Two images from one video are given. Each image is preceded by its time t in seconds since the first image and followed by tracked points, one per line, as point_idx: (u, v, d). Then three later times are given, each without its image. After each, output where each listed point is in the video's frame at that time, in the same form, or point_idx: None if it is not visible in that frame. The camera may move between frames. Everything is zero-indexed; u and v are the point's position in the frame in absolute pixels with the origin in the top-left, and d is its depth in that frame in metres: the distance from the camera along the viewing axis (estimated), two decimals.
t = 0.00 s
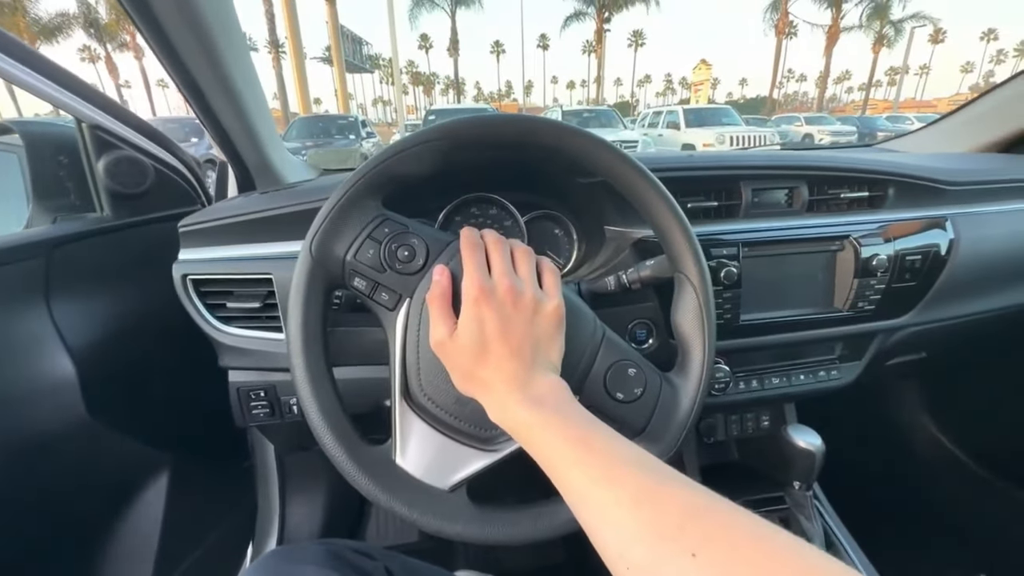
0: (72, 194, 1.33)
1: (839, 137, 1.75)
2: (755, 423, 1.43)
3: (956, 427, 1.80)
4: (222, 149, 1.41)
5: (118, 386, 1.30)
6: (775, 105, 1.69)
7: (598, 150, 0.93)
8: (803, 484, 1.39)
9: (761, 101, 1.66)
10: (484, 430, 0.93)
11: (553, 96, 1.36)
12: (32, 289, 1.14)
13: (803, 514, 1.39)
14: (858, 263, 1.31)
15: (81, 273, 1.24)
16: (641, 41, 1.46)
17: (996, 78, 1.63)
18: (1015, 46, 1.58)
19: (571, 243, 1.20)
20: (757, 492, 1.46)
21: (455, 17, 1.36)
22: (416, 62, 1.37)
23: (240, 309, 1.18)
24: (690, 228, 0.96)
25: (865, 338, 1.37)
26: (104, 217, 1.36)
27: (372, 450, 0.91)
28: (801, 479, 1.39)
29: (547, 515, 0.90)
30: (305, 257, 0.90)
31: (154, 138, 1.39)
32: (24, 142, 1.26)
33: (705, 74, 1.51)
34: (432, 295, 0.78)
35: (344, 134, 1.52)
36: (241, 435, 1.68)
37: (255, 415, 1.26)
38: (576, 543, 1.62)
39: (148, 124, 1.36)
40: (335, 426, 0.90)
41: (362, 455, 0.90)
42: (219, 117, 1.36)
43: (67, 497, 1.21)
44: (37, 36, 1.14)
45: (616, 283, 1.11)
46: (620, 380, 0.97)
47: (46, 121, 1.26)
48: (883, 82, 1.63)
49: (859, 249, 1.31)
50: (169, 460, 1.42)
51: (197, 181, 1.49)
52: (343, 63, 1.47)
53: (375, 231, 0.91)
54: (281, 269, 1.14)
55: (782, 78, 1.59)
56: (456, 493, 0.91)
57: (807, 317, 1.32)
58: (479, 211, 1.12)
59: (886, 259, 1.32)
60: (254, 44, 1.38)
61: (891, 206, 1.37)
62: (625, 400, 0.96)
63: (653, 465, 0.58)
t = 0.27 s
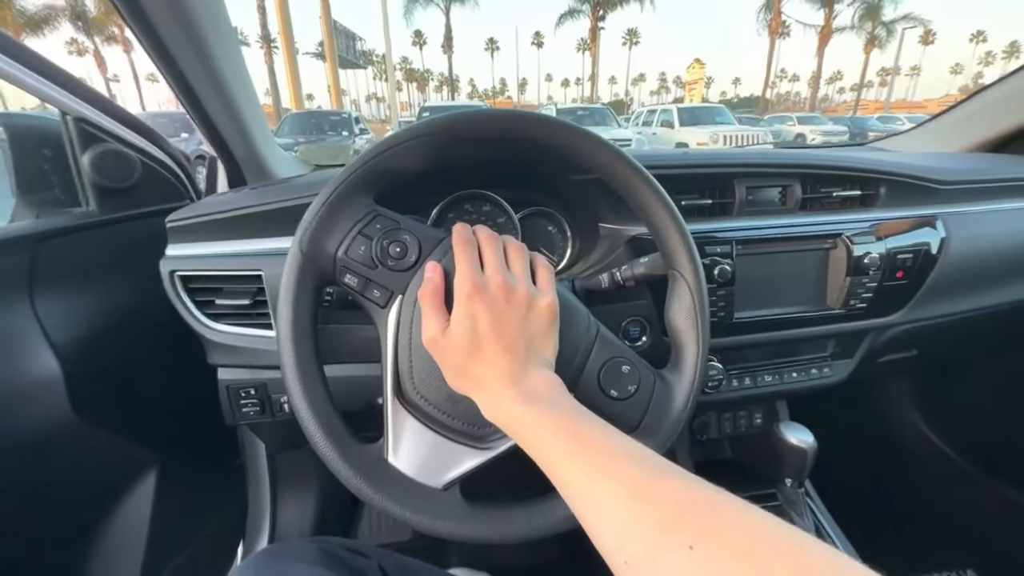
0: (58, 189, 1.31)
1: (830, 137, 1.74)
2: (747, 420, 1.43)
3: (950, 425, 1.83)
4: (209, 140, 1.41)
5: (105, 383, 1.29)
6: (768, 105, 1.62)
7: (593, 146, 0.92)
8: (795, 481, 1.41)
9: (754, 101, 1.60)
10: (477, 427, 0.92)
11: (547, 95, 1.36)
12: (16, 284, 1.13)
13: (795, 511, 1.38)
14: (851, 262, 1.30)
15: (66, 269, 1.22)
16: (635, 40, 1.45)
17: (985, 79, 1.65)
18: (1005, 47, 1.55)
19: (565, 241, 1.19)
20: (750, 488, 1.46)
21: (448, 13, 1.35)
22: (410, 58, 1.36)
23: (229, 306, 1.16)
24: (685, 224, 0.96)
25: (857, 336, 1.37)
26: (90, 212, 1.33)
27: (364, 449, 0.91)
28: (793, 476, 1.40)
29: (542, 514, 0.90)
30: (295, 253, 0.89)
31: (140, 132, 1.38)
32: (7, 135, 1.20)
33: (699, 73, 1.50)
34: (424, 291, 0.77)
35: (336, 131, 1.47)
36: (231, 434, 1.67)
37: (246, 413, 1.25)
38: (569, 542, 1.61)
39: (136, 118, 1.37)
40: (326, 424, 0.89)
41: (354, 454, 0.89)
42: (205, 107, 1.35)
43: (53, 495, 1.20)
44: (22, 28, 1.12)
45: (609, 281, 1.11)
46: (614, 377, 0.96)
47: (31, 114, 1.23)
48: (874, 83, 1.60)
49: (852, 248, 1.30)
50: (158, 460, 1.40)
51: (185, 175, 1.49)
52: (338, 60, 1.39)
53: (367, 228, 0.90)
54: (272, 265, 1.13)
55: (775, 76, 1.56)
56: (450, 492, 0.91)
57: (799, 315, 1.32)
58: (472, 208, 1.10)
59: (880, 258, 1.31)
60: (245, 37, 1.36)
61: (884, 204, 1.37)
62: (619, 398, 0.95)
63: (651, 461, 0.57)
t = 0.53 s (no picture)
0: (47, 182, 1.31)
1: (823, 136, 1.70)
2: (740, 418, 1.43)
3: (935, 420, 1.83)
4: (202, 135, 1.41)
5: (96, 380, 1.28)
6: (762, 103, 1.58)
7: (589, 145, 0.92)
8: (786, 477, 1.40)
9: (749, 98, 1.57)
10: (472, 426, 0.92)
11: (543, 89, 1.35)
12: (8, 280, 1.12)
13: (784, 507, 1.40)
14: (844, 261, 1.31)
15: (58, 265, 1.22)
16: (632, 36, 1.45)
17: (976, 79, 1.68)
18: (996, 47, 1.57)
19: (561, 238, 1.18)
20: (742, 484, 1.48)
21: (445, 9, 1.35)
22: (405, 52, 1.35)
23: (225, 303, 1.16)
24: (680, 223, 0.96)
25: (848, 335, 1.37)
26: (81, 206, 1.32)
27: (360, 448, 0.91)
28: (784, 473, 1.40)
29: (536, 511, 0.90)
30: (291, 250, 0.89)
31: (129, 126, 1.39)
32: None
33: (695, 70, 1.52)
34: (421, 290, 0.78)
35: (331, 125, 1.46)
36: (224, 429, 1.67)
37: (239, 410, 1.25)
38: (564, 539, 1.61)
39: (126, 111, 1.37)
40: (322, 422, 0.90)
41: (350, 451, 0.90)
42: (200, 103, 1.35)
43: (45, 491, 1.20)
44: (11, 18, 1.14)
45: (605, 279, 1.12)
46: (609, 376, 0.96)
47: (20, 105, 1.22)
48: (868, 81, 1.62)
49: (844, 247, 1.31)
50: (151, 457, 1.40)
51: (177, 169, 1.50)
52: (332, 53, 1.37)
53: (362, 225, 0.90)
54: (267, 262, 1.13)
55: (771, 74, 1.53)
56: (445, 489, 0.91)
57: (792, 314, 1.33)
58: (469, 205, 1.10)
59: (870, 258, 1.32)
60: (239, 29, 1.36)
61: (876, 204, 1.38)
62: (614, 396, 0.96)
63: (646, 459, 0.57)
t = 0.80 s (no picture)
0: (19, 175, 1.29)
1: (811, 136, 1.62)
2: (726, 420, 1.43)
3: (913, 422, 1.86)
4: (180, 125, 1.36)
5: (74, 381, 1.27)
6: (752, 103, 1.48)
7: (580, 147, 0.91)
8: (773, 479, 1.40)
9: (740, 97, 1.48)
10: (458, 432, 0.91)
11: (535, 85, 1.32)
12: None
13: (772, 508, 1.40)
14: (832, 264, 1.31)
15: (31, 266, 1.20)
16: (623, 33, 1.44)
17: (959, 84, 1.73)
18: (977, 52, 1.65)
19: (551, 239, 1.15)
20: (728, 485, 1.46)
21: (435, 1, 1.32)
22: (396, 44, 1.33)
23: (206, 303, 1.14)
24: (671, 226, 0.95)
25: (834, 337, 1.37)
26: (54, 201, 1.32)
27: (344, 453, 0.90)
28: (771, 475, 1.40)
29: (521, 520, 0.90)
30: (274, 251, 0.87)
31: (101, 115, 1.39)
32: None
33: (684, 69, 1.45)
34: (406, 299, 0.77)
35: (319, 119, 1.33)
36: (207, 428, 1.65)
37: (221, 413, 1.23)
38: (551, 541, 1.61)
39: (104, 104, 1.36)
40: (304, 427, 0.88)
41: (334, 457, 0.88)
42: (175, 90, 1.30)
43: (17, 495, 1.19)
44: None
45: (595, 282, 1.14)
46: (598, 381, 0.95)
47: None
48: (853, 82, 1.58)
49: (832, 250, 1.30)
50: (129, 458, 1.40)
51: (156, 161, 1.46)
52: (322, 45, 1.31)
53: (348, 225, 0.88)
54: (249, 262, 1.11)
55: (760, 71, 1.50)
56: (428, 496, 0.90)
57: (780, 317, 1.31)
58: (457, 203, 1.08)
59: (857, 261, 1.32)
60: (224, 16, 1.31)
61: (865, 208, 1.38)
62: (603, 401, 0.95)
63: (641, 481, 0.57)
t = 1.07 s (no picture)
0: None
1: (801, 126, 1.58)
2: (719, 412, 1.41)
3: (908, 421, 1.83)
4: (166, 104, 1.32)
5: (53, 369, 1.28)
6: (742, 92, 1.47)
7: (581, 140, 0.91)
8: (766, 469, 1.41)
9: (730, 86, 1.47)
10: (458, 428, 0.90)
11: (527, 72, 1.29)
12: None
13: (763, 499, 1.41)
14: (827, 258, 1.31)
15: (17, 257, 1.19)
16: (616, 19, 1.40)
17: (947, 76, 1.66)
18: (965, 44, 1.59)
19: (549, 230, 1.14)
20: (719, 475, 1.45)
21: None
22: (384, 25, 1.30)
23: (198, 293, 1.13)
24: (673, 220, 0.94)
25: (827, 331, 1.36)
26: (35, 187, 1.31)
27: (341, 449, 0.88)
28: (764, 465, 1.41)
29: (519, 516, 0.90)
30: (268, 245, 0.85)
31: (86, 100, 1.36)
32: None
33: (677, 55, 1.43)
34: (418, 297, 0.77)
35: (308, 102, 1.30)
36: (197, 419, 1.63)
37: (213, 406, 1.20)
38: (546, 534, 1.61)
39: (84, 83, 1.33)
40: (302, 425, 0.87)
41: (332, 454, 0.87)
42: (160, 67, 1.27)
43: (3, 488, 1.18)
44: None
45: (593, 275, 1.11)
46: (598, 377, 0.94)
47: None
48: (841, 73, 1.49)
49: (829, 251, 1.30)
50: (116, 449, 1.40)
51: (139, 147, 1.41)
52: (309, 26, 1.27)
53: (346, 218, 0.86)
54: (241, 253, 1.09)
55: (752, 60, 1.46)
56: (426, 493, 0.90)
57: (774, 311, 1.31)
58: (454, 194, 1.06)
59: (854, 255, 1.31)
60: None
61: (862, 202, 1.37)
62: (604, 397, 0.94)
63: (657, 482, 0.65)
